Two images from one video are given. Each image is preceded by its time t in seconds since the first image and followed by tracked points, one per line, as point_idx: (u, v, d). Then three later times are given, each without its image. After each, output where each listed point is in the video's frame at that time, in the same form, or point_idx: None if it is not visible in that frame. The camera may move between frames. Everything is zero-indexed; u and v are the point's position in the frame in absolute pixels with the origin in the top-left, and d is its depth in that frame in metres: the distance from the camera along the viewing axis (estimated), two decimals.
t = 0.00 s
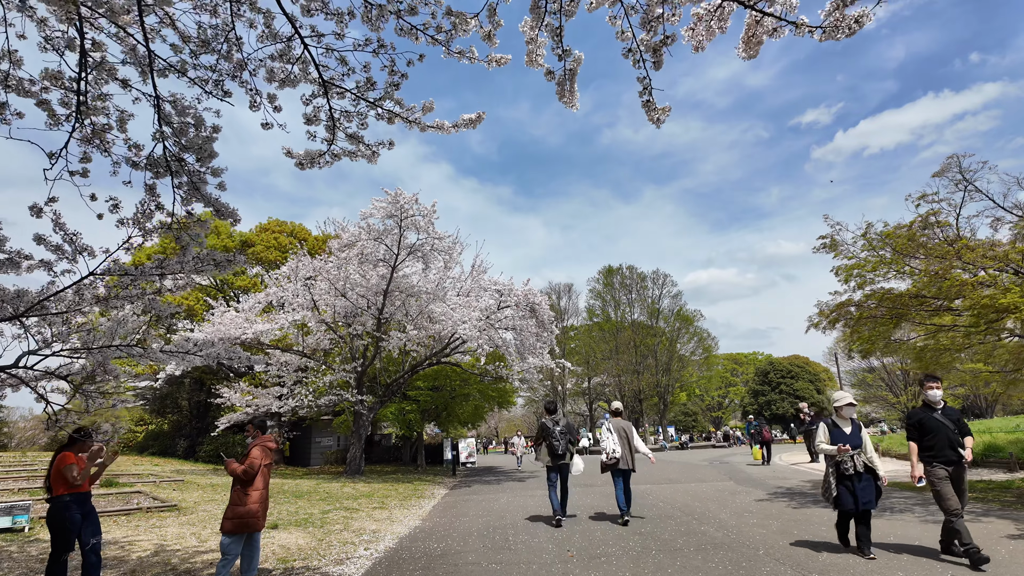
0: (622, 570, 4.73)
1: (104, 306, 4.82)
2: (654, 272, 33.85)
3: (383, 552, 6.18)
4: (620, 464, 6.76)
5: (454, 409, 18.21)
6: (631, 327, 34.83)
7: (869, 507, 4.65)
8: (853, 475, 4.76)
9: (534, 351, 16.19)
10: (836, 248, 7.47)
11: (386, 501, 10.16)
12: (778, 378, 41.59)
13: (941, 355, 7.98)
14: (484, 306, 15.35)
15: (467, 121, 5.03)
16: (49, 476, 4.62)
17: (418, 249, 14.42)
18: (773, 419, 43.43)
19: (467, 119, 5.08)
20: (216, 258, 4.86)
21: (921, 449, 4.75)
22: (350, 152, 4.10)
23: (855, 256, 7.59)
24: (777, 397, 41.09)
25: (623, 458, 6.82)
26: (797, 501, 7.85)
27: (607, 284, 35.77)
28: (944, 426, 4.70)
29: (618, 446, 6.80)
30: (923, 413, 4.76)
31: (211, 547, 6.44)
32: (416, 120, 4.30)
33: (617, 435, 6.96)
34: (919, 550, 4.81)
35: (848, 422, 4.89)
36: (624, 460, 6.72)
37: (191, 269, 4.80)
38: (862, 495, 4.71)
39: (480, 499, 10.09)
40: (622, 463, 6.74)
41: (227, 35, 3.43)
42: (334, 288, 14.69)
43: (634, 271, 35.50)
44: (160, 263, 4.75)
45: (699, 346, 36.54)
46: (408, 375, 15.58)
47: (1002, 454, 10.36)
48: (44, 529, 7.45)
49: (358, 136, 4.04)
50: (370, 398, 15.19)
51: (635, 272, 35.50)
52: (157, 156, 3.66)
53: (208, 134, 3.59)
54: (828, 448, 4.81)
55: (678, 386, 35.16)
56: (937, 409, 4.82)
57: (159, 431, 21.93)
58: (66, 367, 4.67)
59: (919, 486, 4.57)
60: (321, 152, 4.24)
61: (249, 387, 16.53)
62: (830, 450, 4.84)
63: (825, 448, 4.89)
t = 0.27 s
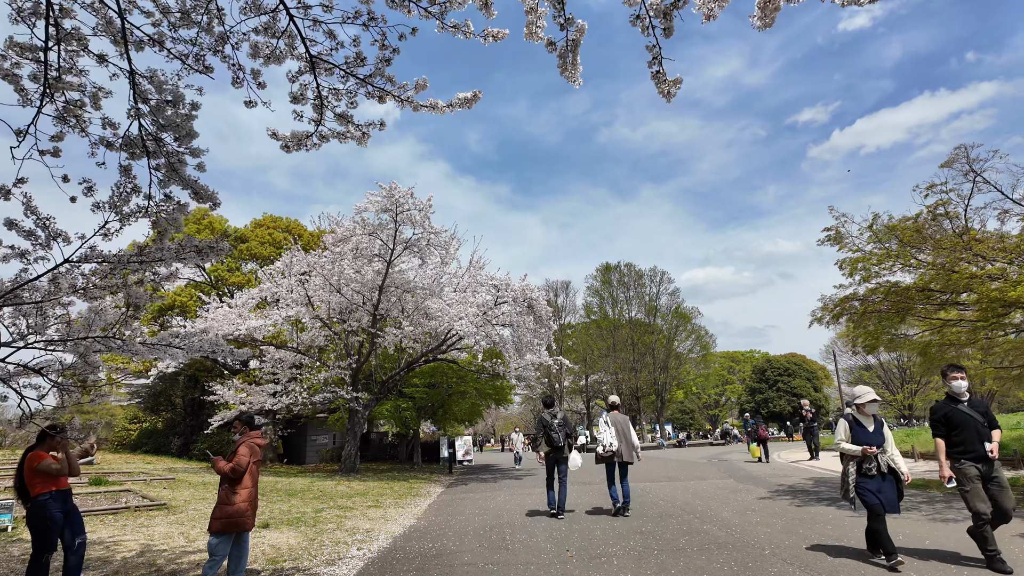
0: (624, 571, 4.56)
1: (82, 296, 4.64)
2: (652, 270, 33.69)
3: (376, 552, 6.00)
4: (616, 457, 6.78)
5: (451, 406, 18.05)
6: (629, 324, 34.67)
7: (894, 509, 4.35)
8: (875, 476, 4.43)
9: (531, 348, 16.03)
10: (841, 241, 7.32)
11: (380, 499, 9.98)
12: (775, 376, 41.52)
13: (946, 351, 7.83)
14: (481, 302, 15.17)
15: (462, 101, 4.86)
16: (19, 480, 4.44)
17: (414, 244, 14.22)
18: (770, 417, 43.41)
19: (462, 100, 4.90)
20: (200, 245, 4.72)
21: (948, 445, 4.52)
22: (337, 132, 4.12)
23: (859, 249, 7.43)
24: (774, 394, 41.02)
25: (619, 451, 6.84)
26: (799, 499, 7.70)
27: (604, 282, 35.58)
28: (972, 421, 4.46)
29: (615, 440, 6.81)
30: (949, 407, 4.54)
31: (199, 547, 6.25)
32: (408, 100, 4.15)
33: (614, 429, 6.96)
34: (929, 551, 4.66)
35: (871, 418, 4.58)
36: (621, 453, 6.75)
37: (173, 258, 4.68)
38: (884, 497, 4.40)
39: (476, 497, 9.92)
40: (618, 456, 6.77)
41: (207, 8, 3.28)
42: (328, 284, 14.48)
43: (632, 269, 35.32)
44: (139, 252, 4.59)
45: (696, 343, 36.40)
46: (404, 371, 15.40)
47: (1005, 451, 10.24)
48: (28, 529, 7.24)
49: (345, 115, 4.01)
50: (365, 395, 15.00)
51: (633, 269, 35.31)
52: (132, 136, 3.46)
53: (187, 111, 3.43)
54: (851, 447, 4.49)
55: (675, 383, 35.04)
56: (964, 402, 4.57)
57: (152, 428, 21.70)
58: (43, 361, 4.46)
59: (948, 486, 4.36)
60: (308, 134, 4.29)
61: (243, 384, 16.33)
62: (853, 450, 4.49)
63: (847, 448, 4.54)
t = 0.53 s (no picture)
0: None
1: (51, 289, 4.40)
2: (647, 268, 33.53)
3: (367, 556, 5.78)
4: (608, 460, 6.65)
5: (445, 405, 17.83)
6: (624, 323, 34.51)
7: (926, 520, 4.01)
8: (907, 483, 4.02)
9: (527, 345, 15.83)
10: (845, 236, 7.14)
11: (373, 500, 9.75)
12: (770, 374, 41.46)
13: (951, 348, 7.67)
14: (476, 299, 14.95)
15: (456, 81, 4.69)
16: None
17: (408, 240, 13.98)
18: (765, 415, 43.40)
19: (456, 80, 4.72)
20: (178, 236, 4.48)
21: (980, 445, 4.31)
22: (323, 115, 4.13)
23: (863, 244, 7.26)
24: (769, 393, 40.95)
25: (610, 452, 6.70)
26: (801, 501, 7.53)
27: (600, 280, 35.39)
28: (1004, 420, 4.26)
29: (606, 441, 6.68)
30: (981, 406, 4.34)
31: (183, 552, 6.01)
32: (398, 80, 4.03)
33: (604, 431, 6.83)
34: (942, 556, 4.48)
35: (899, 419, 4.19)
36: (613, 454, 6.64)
37: (149, 249, 4.45)
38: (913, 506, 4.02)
39: (471, 498, 9.71)
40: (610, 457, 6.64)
41: None
42: (321, 281, 14.23)
43: (628, 267, 35.14)
44: (112, 241, 4.36)
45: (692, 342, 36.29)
46: (398, 370, 15.18)
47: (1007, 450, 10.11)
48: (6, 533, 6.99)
49: (332, 96, 3.96)
50: (358, 393, 14.77)
51: (628, 267, 35.14)
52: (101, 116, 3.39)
53: (159, 90, 3.40)
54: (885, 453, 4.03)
55: (671, 382, 34.93)
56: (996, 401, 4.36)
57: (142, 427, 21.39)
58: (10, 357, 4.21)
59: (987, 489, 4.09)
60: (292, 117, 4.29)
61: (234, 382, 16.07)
62: (887, 455, 4.03)
63: (877, 454, 4.08)
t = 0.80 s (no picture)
0: None
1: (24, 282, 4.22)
2: (643, 266, 33.37)
3: (357, 558, 5.60)
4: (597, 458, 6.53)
5: (440, 403, 17.63)
6: (620, 321, 34.35)
7: (971, 528, 3.42)
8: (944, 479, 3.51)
9: (522, 343, 15.65)
10: (847, 230, 6.99)
11: (365, 501, 9.55)
12: (765, 373, 41.44)
13: (954, 345, 7.54)
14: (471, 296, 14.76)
15: (450, 58, 4.54)
16: None
17: (402, 236, 13.76)
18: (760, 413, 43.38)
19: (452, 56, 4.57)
20: (154, 226, 4.31)
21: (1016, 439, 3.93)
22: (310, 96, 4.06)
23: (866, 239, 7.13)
24: (764, 391, 40.93)
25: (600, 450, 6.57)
26: (803, 500, 7.39)
27: (596, 278, 35.21)
28: None
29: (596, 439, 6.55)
30: None
31: (167, 554, 5.81)
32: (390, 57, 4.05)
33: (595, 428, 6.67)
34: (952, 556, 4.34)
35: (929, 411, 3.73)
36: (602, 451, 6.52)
37: (125, 238, 4.27)
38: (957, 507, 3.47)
39: (466, 498, 9.52)
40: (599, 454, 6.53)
41: None
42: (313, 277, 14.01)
43: (624, 265, 34.95)
44: (86, 229, 4.16)
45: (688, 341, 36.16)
46: (392, 367, 14.97)
47: (1008, 449, 10.00)
48: None
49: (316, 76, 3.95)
50: (351, 392, 14.56)
51: (624, 266, 34.95)
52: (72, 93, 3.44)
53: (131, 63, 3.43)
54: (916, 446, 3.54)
55: (667, 381, 34.81)
56: None
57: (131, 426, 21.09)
58: None
59: None
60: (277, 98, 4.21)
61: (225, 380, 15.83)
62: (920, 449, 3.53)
63: (909, 451, 3.58)
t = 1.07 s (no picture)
0: None
1: None
2: (632, 264, 33.27)
3: (336, 560, 5.37)
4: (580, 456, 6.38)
5: (425, 400, 17.39)
6: (608, 319, 34.24)
7: (1007, 541, 3.11)
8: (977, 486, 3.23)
9: (510, 339, 15.45)
10: (840, 224, 6.88)
11: (347, 499, 9.31)
12: (751, 371, 41.63)
13: (946, 342, 7.46)
14: (458, 291, 14.53)
15: (437, 28, 4.35)
16: None
17: (388, 230, 13.48)
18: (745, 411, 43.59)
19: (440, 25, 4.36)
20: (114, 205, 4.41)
21: None
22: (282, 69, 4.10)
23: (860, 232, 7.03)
24: (750, 389, 41.12)
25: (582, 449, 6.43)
26: (794, 499, 7.28)
27: (584, 275, 35.06)
28: None
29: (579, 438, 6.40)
30: None
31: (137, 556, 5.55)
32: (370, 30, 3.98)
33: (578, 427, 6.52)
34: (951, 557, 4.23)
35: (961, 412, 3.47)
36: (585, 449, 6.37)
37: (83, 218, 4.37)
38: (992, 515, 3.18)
39: (451, 496, 9.32)
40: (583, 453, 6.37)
41: None
42: (296, 271, 13.70)
43: (612, 263, 34.83)
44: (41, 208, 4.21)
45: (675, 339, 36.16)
46: (376, 363, 14.71)
47: (995, 446, 9.98)
48: None
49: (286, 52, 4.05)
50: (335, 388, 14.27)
51: (613, 263, 34.83)
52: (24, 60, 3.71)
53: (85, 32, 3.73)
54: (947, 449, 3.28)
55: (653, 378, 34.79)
56: None
57: (109, 422, 20.61)
58: None
59: None
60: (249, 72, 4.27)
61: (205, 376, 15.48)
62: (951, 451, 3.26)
63: (937, 452, 3.33)
